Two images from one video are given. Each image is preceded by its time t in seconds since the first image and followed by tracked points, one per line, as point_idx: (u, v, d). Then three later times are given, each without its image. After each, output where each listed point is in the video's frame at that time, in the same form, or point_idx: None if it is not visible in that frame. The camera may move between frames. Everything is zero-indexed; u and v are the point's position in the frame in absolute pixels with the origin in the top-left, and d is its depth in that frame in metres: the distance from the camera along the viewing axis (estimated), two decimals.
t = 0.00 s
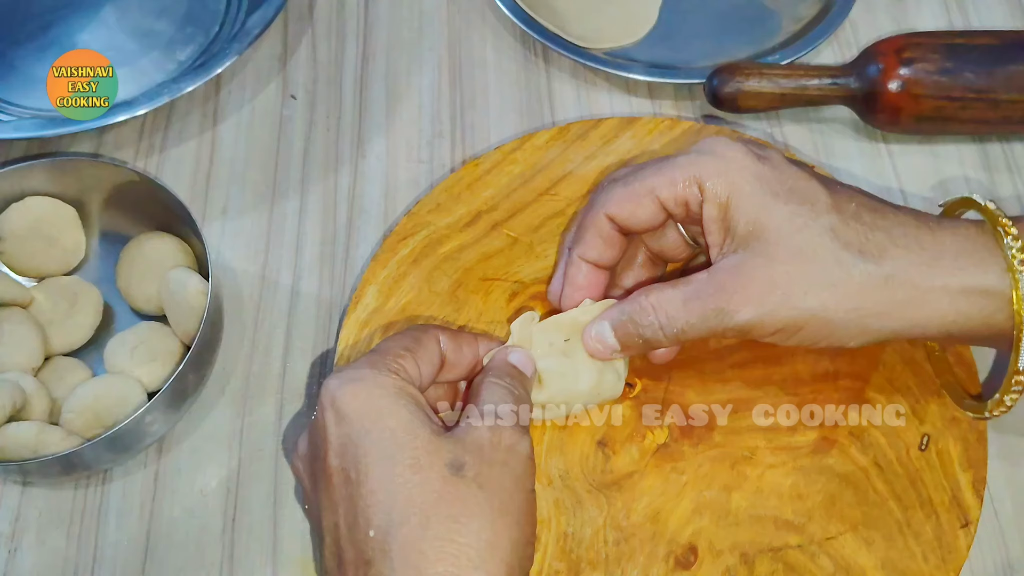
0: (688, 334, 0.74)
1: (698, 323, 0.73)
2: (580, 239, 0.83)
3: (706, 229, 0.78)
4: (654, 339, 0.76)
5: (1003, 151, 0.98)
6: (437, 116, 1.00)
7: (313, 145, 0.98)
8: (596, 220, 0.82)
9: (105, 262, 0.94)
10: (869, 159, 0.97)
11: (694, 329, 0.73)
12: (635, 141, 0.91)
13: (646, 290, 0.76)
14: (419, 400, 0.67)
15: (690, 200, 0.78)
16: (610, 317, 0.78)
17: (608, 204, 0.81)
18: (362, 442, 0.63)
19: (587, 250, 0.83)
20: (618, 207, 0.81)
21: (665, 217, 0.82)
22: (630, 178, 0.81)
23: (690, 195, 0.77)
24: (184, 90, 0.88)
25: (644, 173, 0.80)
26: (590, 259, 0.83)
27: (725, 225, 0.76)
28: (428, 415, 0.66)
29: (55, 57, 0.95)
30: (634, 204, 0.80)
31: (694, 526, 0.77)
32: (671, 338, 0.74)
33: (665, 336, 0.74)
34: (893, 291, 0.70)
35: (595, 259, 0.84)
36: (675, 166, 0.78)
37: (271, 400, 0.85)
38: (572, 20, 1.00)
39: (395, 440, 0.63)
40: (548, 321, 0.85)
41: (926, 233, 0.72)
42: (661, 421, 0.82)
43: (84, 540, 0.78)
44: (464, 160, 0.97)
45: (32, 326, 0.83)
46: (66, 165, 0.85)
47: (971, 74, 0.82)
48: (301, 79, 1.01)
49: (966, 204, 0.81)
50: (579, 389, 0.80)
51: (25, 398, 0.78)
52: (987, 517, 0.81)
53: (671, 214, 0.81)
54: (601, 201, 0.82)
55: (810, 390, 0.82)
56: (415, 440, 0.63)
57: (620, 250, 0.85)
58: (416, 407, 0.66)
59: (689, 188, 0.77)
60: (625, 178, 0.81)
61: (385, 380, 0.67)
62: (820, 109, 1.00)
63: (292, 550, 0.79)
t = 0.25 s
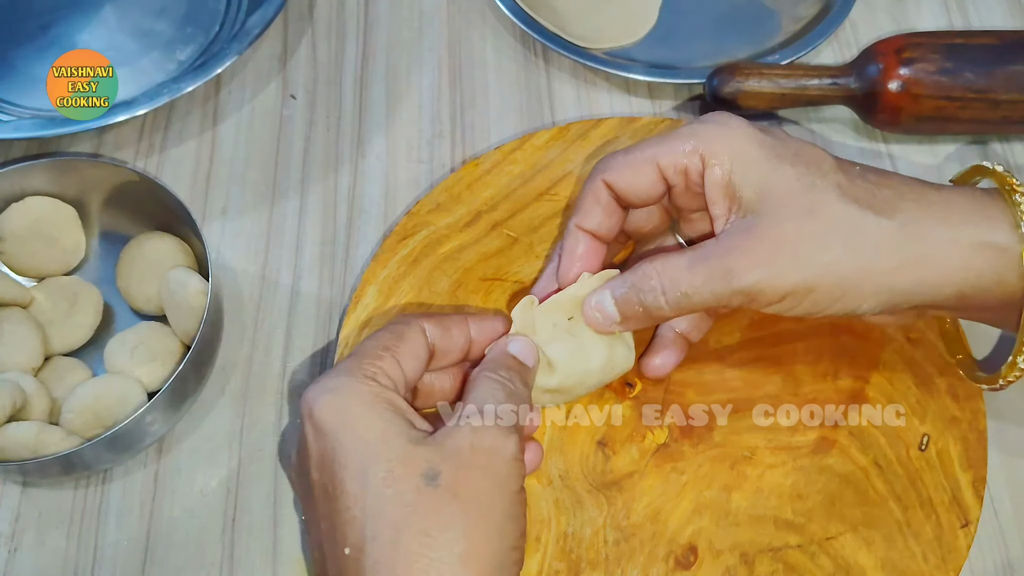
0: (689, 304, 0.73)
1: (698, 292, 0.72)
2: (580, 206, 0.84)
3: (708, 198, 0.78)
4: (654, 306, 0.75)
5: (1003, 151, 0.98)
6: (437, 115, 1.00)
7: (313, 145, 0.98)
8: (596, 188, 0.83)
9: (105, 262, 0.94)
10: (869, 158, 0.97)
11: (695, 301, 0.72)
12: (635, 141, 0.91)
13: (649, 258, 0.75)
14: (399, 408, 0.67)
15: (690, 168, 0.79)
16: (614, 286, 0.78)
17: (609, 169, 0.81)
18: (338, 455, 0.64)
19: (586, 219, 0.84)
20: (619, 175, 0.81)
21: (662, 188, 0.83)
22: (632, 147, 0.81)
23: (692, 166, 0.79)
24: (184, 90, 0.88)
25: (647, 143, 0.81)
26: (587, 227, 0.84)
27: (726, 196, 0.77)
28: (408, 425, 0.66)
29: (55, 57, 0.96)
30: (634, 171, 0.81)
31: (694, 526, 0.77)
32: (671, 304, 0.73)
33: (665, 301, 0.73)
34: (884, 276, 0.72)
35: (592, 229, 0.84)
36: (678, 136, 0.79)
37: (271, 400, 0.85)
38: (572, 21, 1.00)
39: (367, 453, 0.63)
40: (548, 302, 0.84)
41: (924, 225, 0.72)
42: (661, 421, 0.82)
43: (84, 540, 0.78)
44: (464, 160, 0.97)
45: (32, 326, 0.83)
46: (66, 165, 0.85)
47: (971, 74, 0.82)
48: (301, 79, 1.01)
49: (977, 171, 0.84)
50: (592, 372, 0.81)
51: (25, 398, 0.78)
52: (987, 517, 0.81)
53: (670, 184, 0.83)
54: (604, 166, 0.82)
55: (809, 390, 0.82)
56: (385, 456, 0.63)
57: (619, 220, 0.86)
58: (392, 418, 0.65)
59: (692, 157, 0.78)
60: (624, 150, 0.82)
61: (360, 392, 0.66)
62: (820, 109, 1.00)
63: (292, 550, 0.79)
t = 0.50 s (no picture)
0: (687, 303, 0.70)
1: (711, 285, 0.68)
2: (580, 204, 0.84)
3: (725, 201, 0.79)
4: (659, 297, 0.70)
5: (1003, 151, 0.98)
6: (437, 115, 1.00)
7: (313, 145, 0.97)
8: (601, 187, 0.83)
9: (105, 262, 0.94)
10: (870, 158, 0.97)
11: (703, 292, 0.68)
12: (635, 142, 0.91)
13: (668, 248, 0.70)
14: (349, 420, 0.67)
15: (707, 170, 0.80)
16: (625, 271, 0.74)
17: (617, 168, 0.82)
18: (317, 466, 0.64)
19: (582, 218, 0.84)
20: (632, 176, 0.82)
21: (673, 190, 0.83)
22: (643, 147, 0.82)
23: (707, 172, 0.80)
24: (184, 91, 0.88)
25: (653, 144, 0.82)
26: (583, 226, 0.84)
27: (745, 199, 0.77)
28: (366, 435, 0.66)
29: (55, 57, 0.96)
30: (644, 172, 0.81)
31: (694, 525, 0.77)
32: (680, 289, 0.68)
33: (671, 293, 0.69)
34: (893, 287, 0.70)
35: (588, 228, 0.85)
36: (694, 138, 0.79)
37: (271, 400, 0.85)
38: (572, 21, 1.00)
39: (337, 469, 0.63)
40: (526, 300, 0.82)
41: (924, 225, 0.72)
42: (661, 421, 0.82)
43: (84, 540, 0.78)
44: (464, 160, 0.97)
45: (33, 326, 0.83)
46: (66, 165, 0.85)
47: (971, 74, 0.82)
48: (301, 79, 1.01)
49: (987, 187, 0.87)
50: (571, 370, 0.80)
51: (25, 398, 0.78)
52: (987, 517, 0.81)
53: (681, 185, 0.83)
54: (612, 164, 0.82)
55: (809, 390, 0.82)
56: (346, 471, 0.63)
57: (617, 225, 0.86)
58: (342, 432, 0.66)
59: (709, 159, 0.79)
60: (637, 150, 0.82)
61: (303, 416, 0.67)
62: (820, 109, 1.00)
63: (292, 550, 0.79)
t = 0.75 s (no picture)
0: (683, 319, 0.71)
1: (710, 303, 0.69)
2: (579, 193, 0.81)
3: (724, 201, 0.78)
4: (661, 320, 0.72)
5: (1003, 151, 0.98)
6: (437, 115, 1.00)
7: (313, 145, 0.97)
8: (600, 177, 0.81)
9: (105, 262, 0.94)
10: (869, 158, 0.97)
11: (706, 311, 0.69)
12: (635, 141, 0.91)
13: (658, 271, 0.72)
14: (358, 423, 0.69)
15: (709, 167, 0.79)
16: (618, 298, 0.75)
17: (619, 159, 0.80)
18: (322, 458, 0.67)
19: (580, 209, 0.81)
20: (635, 169, 0.80)
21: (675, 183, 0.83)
22: (647, 139, 0.81)
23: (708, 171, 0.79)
24: (184, 91, 0.88)
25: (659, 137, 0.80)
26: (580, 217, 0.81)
27: (742, 200, 0.77)
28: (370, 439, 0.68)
29: (55, 57, 0.95)
30: (646, 163, 0.80)
31: (694, 525, 0.77)
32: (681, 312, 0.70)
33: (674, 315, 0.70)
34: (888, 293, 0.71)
35: (584, 219, 0.82)
36: (699, 135, 0.78)
37: (271, 400, 0.85)
38: (572, 21, 1.00)
39: (334, 464, 0.66)
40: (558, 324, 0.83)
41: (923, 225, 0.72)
42: (661, 421, 0.82)
43: (84, 540, 0.78)
44: (464, 160, 0.97)
45: (33, 326, 0.83)
46: (66, 165, 0.85)
47: (971, 74, 0.82)
48: (302, 79, 1.01)
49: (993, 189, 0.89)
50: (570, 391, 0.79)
51: (25, 398, 0.78)
52: (986, 517, 0.81)
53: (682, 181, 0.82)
54: (613, 156, 0.81)
55: (810, 390, 0.82)
56: (343, 467, 0.65)
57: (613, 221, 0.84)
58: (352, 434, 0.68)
59: (712, 155, 0.78)
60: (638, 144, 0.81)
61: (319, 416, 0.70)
62: (820, 109, 1.00)
63: (292, 550, 0.79)
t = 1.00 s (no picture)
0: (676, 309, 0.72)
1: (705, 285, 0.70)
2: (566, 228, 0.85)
3: (710, 212, 0.82)
4: (659, 301, 0.72)
5: (1003, 151, 0.98)
6: (437, 115, 1.00)
7: (313, 145, 0.97)
8: (587, 215, 0.85)
9: (105, 262, 0.94)
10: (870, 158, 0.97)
11: (701, 291, 0.71)
12: (635, 141, 0.91)
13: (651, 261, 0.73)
14: (357, 433, 0.72)
15: (690, 189, 0.83)
16: (621, 278, 0.73)
17: (603, 199, 0.85)
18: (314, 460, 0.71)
19: (563, 241, 0.85)
20: (617, 204, 0.85)
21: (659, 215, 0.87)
22: (629, 178, 0.86)
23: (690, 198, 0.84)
24: (184, 91, 0.88)
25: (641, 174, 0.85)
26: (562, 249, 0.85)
27: (731, 210, 0.80)
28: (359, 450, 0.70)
29: (55, 57, 0.95)
30: (631, 197, 0.85)
31: (694, 525, 0.77)
32: (677, 296, 0.71)
33: (671, 293, 0.71)
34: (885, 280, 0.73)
35: (568, 253, 0.86)
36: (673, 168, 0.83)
37: (271, 400, 0.85)
38: (572, 20, 1.00)
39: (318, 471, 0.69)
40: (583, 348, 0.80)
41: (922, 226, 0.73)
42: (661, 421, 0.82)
43: (84, 540, 0.78)
44: (464, 160, 0.97)
45: (33, 326, 0.83)
46: (66, 165, 0.85)
47: (971, 74, 0.82)
48: (302, 79, 1.01)
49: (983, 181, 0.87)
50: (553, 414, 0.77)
51: (25, 398, 0.78)
52: (987, 517, 0.81)
53: (667, 209, 0.86)
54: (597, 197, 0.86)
55: (810, 391, 0.82)
56: (325, 473, 0.69)
57: (597, 257, 0.89)
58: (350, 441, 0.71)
59: (694, 176, 0.82)
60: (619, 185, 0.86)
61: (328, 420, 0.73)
62: (820, 109, 1.00)
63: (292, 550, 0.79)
